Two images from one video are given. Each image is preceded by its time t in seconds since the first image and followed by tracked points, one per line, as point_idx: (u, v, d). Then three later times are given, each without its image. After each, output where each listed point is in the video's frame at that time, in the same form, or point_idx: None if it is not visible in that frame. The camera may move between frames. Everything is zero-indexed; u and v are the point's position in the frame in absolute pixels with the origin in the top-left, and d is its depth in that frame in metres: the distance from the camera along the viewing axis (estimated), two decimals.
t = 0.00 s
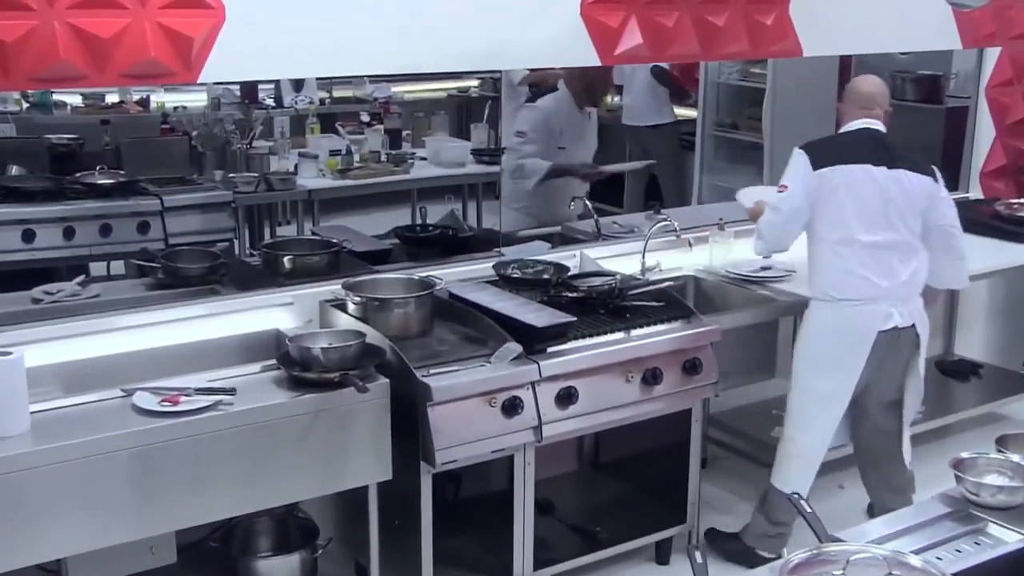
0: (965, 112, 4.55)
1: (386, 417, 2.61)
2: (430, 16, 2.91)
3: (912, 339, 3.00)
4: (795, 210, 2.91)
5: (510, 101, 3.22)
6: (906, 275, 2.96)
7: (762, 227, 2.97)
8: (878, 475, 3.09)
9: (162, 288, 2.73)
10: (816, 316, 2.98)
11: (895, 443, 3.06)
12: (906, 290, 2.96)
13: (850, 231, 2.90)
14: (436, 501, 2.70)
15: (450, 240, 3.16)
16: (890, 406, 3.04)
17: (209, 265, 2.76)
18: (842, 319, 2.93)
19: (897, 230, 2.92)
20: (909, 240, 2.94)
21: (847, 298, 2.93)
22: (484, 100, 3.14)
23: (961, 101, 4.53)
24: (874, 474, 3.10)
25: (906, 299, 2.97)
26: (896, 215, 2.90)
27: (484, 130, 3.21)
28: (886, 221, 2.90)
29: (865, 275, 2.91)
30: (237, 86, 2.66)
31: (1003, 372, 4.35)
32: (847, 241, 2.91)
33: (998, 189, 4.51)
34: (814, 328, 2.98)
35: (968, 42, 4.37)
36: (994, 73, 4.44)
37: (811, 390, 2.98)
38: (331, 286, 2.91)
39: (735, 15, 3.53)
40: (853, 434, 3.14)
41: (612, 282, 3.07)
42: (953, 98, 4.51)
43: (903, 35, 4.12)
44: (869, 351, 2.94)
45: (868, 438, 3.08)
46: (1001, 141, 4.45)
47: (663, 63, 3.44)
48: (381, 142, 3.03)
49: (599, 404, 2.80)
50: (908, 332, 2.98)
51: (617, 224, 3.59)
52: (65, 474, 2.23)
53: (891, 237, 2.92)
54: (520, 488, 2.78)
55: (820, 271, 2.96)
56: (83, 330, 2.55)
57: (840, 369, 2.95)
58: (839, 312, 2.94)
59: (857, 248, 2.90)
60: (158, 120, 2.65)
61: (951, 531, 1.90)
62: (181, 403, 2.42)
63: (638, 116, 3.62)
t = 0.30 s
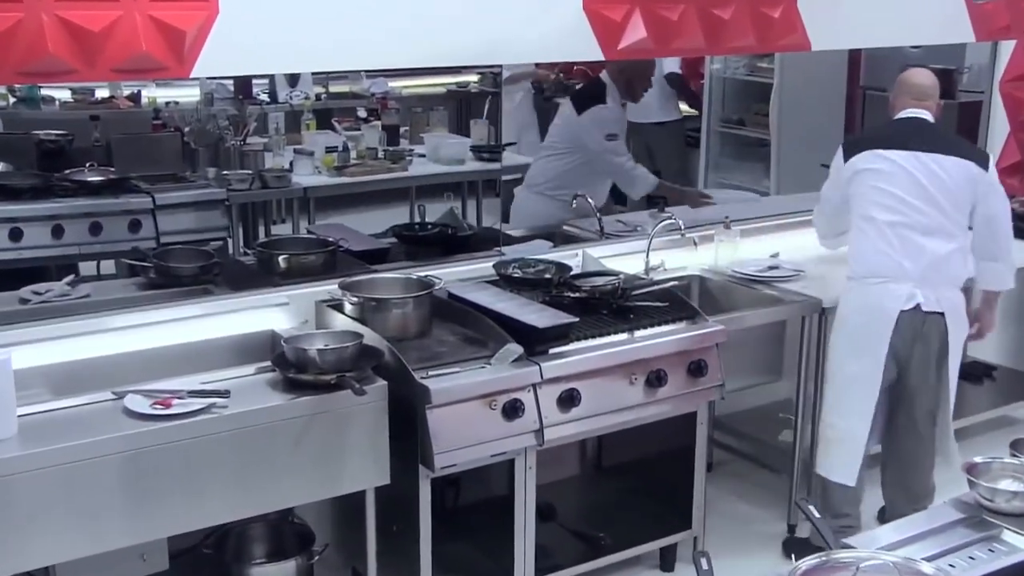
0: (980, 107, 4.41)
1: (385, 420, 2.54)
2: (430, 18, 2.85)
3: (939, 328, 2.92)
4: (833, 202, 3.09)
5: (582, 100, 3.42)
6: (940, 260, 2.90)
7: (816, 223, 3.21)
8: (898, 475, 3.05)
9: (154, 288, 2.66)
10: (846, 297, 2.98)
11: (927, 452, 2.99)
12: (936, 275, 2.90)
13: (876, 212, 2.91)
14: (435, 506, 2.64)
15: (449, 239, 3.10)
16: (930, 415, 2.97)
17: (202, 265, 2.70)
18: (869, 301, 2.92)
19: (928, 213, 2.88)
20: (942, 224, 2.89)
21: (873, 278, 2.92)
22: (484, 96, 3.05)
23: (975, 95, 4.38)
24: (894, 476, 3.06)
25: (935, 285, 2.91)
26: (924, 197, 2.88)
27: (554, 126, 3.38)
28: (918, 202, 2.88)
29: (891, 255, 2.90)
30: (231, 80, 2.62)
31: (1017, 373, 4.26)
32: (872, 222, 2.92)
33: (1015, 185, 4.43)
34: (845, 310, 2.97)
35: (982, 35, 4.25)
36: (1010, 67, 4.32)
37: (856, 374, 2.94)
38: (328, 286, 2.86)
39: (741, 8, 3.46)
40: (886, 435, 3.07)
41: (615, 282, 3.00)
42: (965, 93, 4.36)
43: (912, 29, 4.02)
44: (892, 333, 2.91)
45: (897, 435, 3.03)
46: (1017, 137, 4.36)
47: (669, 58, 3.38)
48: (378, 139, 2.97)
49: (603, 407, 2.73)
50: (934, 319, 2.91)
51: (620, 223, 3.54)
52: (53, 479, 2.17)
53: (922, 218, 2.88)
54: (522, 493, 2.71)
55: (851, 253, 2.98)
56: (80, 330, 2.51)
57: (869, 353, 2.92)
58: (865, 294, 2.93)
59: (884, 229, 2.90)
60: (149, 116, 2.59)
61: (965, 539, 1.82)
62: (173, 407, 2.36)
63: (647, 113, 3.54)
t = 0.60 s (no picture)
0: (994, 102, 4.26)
1: (383, 423, 2.48)
2: (430, 16, 2.77)
3: (956, 323, 2.84)
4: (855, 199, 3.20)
5: (608, 99, 3.73)
6: (960, 254, 2.82)
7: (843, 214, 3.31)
8: (913, 476, 3.00)
9: (146, 288, 2.60)
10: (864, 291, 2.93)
11: (942, 456, 2.94)
12: (952, 267, 2.82)
13: (894, 204, 2.86)
14: (434, 511, 2.57)
15: (448, 238, 3.03)
16: (949, 421, 2.91)
17: (195, 264, 2.64)
18: (885, 294, 2.86)
19: (947, 205, 2.82)
20: (962, 215, 2.82)
21: (889, 271, 2.86)
22: (484, 90, 3.04)
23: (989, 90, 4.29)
24: (908, 476, 3.01)
25: (953, 279, 2.83)
26: (943, 188, 2.82)
27: (574, 123, 3.72)
28: (935, 191, 2.82)
29: (908, 248, 2.84)
30: (223, 75, 2.58)
31: None
32: (890, 213, 2.87)
33: None
34: (863, 304, 2.91)
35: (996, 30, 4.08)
36: None
37: (872, 371, 2.88)
38: (325, 286, 2.79)
39: (747, 1, 3.37)
40: (901, 434, 3.01)
41: (619, 282, 2.92)
42: (979, 87, 4.27)
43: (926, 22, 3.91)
44: (906, 325, 2.84)
45: (912, 436, 2.97)
46: None
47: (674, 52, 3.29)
48: (375, 135, 2.93)
49: (606, 409, 2.67)
50: (949, 311, 2.83)
51: (623, 222, 3.53)
52: (41, 484, 2.10)
53: (938, 208, 2.82)
54: (523, 498, 2.63)
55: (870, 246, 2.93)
56: (73, 330, 2.44)
57: (886, 348, 2.86)
58: (881, 287, 2.87)
59: (902, 220, 2.85)
60: (140, 111, 2.64)
61: (980, 547, 1.75)
62: (165, 410, 2.29)
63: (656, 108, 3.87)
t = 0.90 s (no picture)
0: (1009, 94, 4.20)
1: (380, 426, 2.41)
2: (430, 15, 2.70)
3: (969, 320, 2.76)
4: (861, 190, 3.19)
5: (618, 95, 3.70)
6: (975, 249, 2.75)
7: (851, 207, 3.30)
8: (925, 479, 2.93)
9: (137, 288, 2.55)
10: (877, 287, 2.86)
11: (955, 459, 2.88)
12: (966, 263, 2.76)
13: (907, 200, 2.80)
14: (432, 517, 2.51)
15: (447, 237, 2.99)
16: (962, 424, 2.84)
17: (187, 264, 2.59)
18: (897, 291, 2.79)
19: (962, 200, 2.75)
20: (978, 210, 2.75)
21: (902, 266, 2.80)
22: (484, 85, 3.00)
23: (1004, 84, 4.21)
24: (920, 478, 2.94)
25: (967, 275, 2.76)
26: (958, 183, 2.75)
27: (581, 117, 3.67)
28: (950, 186, 2.75)
29: (921, 244, 2.77)
30: (217, 69, 2.57)
31: None
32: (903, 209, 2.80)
33: None
34: (875, 301, 2.84)
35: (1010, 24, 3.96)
36: None
37: (884, 370, 2.80)
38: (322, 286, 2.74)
39: None
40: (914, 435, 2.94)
41: (621, 281, 2.88)
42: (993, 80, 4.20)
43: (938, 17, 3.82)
44: (917, 323, 2.77)
45: (925, 438, 2.90)
46: None
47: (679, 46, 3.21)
48: (372, 131, 2.86)
49: (608, 412, 2.60)
50: (962, 309, 2.76)
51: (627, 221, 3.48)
52: (30, 491, 2.04)
53: (954, 203, 2.75)
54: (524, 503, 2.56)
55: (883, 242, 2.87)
56: (68, 330, 2.39)
57: (897, 345, 2.78)
58: (894, 283, 2.80)
59: (915, 216, 2.78)
60: (131, 106, 2.57)
61: (994, 556, 1.67)
62: (157, 413, 2.23)
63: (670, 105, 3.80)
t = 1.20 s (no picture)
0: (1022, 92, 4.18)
1: (377, 430, 2.35)
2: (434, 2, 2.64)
3: (989, 327, 2.71)
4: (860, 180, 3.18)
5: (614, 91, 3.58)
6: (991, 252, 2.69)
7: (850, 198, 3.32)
8: (937, 488, 2.86)
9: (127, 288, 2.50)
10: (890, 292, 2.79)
11: (968, 464, 2.81)
12: (985, 267, 2.69)
13: (919, 204, 2.72)
14: (430, 523, 2.43)
15: (445, 237, 2.92)
16: (976, 429, 2.78)
17: (178, 264, 2.54)
18: (911, 295, 2.73)
19: (975, 202, 2.68)
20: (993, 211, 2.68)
21: (915, 271, 2.74)
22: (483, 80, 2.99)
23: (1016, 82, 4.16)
24: (932, 487, 2.87)
25: (985, 279, 2.70)
26: (971, 184, 2.67)
27: (575, 115, 3.54)
28: (964, 188, 2.67)
29: (936, 248, 2.70)
30: (209, 65, 2.60)
31: None
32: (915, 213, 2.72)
33: None
34: (887, 306, 2.78)
35: None
36: None
37: (897, 375, 2.74)
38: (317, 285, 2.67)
39: None
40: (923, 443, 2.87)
41: (625, 282, 2.81)
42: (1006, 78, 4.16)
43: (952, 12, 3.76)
44: (936, 332, 2.70)
45: (936, 446, 2.83)
46: None
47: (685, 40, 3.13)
48: (368, 127, 2.82)
49: (611, 415, 2.53)
50: (982, 314, 2.70)
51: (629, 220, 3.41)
52: (15, 496, 1.97)
53: (969, 206, 2.67)
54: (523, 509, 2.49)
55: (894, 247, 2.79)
56: (63, 331, 2.34)
57: (911, 351, 2.72)
58: (908, 288, 2.74)
59: (929, 220, 2.70)
60: (121, 101, 2.62)
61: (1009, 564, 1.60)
62: (147, 416, 2.16)
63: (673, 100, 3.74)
